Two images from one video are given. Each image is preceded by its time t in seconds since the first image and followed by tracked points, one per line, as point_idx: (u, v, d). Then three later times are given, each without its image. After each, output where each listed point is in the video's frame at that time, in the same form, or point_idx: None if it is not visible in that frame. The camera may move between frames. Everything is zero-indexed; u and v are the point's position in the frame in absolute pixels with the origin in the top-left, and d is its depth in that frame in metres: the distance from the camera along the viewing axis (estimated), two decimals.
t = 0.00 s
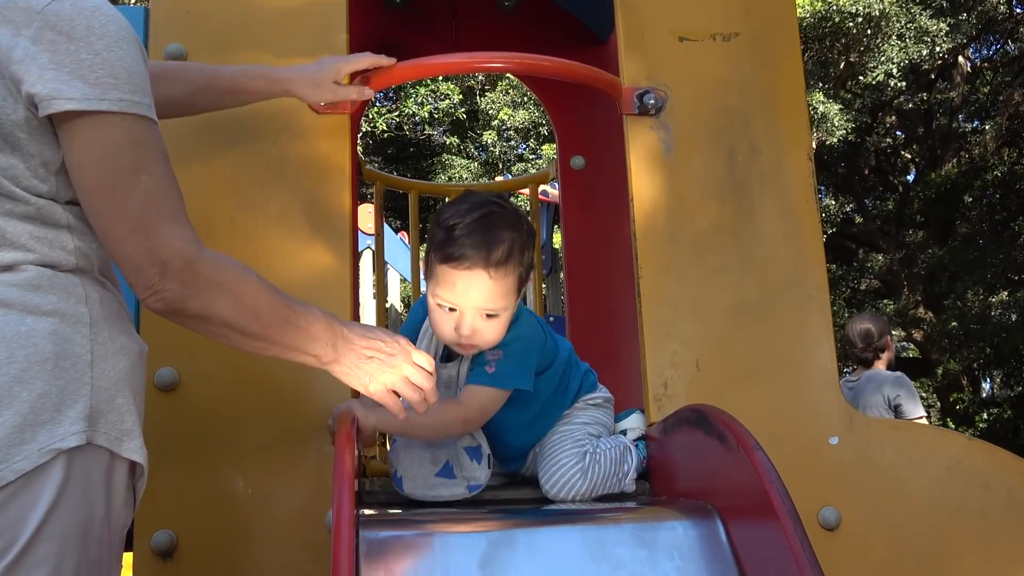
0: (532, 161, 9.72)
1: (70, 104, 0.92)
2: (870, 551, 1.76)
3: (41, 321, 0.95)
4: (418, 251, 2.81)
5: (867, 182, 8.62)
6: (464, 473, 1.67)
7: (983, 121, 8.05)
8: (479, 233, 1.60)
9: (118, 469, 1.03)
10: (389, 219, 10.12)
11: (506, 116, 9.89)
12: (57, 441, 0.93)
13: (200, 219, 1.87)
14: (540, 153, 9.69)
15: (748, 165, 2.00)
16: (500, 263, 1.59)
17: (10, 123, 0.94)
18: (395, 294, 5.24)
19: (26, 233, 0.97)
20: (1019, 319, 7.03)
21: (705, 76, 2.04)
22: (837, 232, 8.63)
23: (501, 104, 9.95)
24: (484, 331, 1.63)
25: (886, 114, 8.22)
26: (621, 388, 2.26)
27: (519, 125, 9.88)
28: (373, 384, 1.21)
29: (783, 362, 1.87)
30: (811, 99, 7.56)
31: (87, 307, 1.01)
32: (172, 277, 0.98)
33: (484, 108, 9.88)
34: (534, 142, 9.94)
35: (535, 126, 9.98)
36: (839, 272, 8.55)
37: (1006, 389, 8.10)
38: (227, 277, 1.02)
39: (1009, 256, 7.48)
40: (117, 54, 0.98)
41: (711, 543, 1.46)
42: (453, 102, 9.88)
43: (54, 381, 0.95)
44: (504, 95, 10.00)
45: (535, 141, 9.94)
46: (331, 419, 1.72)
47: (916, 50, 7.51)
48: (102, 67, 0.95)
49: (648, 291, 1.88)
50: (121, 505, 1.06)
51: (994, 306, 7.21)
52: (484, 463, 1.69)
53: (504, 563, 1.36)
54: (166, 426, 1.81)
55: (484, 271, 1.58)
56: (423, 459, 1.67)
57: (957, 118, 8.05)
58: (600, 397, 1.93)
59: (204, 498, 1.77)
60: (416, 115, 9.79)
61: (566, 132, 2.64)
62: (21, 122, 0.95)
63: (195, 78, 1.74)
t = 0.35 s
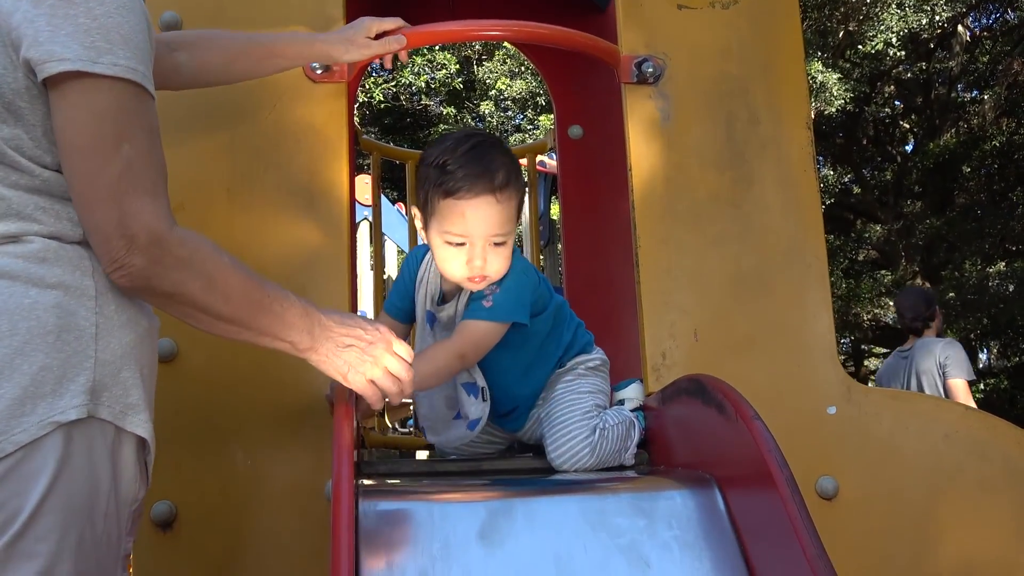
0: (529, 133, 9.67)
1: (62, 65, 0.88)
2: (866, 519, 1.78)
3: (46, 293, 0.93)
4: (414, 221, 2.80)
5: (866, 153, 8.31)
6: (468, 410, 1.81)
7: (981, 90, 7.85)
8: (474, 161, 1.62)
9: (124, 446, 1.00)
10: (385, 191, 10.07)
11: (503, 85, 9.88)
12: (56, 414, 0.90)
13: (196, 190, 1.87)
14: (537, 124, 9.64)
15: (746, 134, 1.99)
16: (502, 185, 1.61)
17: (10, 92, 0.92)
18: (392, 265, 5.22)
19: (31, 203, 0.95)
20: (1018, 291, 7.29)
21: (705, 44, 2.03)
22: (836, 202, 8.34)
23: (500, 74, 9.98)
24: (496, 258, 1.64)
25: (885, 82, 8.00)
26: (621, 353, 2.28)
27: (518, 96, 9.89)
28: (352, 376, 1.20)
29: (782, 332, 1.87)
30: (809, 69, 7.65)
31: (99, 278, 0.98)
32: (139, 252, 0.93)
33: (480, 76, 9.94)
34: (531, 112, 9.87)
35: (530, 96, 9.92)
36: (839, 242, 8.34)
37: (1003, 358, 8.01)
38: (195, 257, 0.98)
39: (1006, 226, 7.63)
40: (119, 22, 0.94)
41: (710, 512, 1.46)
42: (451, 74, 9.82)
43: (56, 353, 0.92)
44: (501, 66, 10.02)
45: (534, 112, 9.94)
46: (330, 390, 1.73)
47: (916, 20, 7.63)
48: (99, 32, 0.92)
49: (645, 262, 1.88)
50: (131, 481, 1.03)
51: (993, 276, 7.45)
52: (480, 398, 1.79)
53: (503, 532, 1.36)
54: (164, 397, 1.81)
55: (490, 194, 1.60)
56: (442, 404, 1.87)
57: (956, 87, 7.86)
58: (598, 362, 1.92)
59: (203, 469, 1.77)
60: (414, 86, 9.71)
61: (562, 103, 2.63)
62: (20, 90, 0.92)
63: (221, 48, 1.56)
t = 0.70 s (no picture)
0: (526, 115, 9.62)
1: (62, 38, 0.89)
2: (864, 499, 1.78)
3: (31, 275, 0.93)
4: (413, 204, 2.79)
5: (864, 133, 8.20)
6: (534, 373, 1.81)
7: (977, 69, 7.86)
8: (501, 106, 1.64)
9: (113, 430, 0.99)
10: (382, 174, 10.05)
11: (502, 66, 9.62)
12: (36, 397, 0.90)
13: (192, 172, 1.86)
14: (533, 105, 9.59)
15: (746, 114, 1.98)
16: (532, 125, 1.63)
17: (9, 68, 0.92)
18: (391, 248, 5.19)
19: (26, 182, 0.95)
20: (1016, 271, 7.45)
21: (704, 22, 2.01)
22: (834, 183, 8.21)
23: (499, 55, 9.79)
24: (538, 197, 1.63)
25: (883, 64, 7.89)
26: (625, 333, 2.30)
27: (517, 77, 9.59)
28: (365, 343, 1.19)
29: (782, 313, 1.87)
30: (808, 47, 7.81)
31: (87, 258, 0.97)
32: (144, 228, 0.93)
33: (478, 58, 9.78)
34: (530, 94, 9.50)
35: (529, 76, 9.65)
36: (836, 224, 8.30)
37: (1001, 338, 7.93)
38: (201, 232, 0.98)
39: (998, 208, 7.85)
40: None
41: (709, 494, 1.47)
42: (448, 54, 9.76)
43: (40, 336, 0.92)
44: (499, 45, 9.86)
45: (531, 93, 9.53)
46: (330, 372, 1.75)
47: None
48: (99, 7, 0.92)
49: (645, 243, 1.87)
50: (125, 464, 1.02)
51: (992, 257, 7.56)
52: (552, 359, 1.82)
53: (503, 516, 1.36)
54: (164, 381, 1.80)
55: (525, 132, 1.61)
56: (490, 368, 1.84)
57: (953, 67, 7.81)
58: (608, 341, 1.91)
59: (203, 452, 1.77)
60: (411, 68, 9.76)
61: (562, 83, 2.62)
62: (20, 65, 0.93)
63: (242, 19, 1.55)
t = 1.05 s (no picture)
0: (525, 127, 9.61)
1: (26, 69, 0.93)
2: (861, 515, 1.78)
3: (19, 296, 0.96)
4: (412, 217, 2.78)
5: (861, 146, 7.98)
6: (532, 389, 1.78)
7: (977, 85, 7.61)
8: (505, 130, 1.61)
9: (104, 441, 1.02)
10: (382, 185, 10.06)
11: (501, 80, 9.45)
12: (26, 413, 0.93)
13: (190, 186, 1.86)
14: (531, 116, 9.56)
15: (743, 129, 1.98)
16: (536, 147, 1.60)
17: None
18: (389, 259, 5.17)
19: (7, 208, 0.99)
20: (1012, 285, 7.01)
21: (701, 38, 2.02)
22: (831, 196, 8.00)
23: (497, 69, 9.61)
24: (541, 220, 1.60)
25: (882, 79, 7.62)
26: (626, 343, 2.31)
27: (512, 89, 9.36)
28: (359, 354, 1.23)
29: (780, 328, 1.87)
30: (806, 63, 7.29)
31: (73, 279, 1.00)
32: (126, 245, 0.97)
33: (478, 71, 9.63)
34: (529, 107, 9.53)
35: (527, 90, 9.48)
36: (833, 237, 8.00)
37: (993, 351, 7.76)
38: (183, 248, 1.02)
39: (1001, 222, 7.45)
40: (84, 24, 0.98)
41: (706, 509, 1.46)
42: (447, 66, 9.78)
43: (29, 354, 0.95)
44: (499, 59, 9.66)
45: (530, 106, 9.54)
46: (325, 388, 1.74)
47: (912, 12, 7.11)
48: (62, 35, 0.96)
49: (642, 258, 1.87)
50: (119, 476, 1.05)
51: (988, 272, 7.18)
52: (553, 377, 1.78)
53: (500, 530, 1.36)
54: (158, 394, 1.79)
55: (528, 156, 1.58)
56: (491, 387, 1.81)
57: (950, 82, 7.54)
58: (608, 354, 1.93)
59: (199, 466, 1.76)
60: (410, 80, 9.82)
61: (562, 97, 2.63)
62: None
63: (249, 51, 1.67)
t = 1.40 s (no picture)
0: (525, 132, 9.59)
1: (24, 73, 0.96)
2: (857, 520, 1.79)
3: (19, 300, 0.99)
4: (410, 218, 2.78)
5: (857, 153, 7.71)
6: (545, 392, 1.77)
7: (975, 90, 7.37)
8: (510, 133, 1.61)
9: (109, 437, 1.03)
10: (381, 187, 10.06)
11: (501, 82, 9.49)
12: (26, 412, 0.96)
13: (189, 189, 1.88)
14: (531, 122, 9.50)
15: (741, 134, 1.99)
16: (539, 152, 1.60)
17: None
18: (389, 262, 5.17)
19: (8, 212, 1.01)
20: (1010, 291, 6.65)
21: (700, 43, 2.03)
22: (829, 201, 7.64)
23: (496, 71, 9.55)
24: (545, 224, 1.60)
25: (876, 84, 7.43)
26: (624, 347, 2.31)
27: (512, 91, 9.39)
28: (346, 360, 1.21)
29: (777, 333, 1.88)
30: (805, 68, 6.93)
31: (69, 281, 1.03)
32: (122, 245, 1.00)
33: (476, 73, 9.58)
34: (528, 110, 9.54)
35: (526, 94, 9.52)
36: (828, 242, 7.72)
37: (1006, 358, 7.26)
38: (176, 249, 1.03)
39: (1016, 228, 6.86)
40: (82, 30, 1.01)
41: (702, 514, 1.46)
42: (446, 70, 9.78)
43: (29, 355, 0.98)
44: (499, 61, 9.62)
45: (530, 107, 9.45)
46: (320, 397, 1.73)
47: (910, 18, 7.02)
48: (60, 41, 0.99)
49: (640, 261, 1.87)
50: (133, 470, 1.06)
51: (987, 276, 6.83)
52: (564, 380, 1.78)
53: (495, 533, 1.36)
54: (156, 397, 1.80)
55: (530, 160, 1.58)
56: (500, 386, 1.79)
57: (950, 86, 7.32)
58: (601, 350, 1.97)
59: (196, 468, 1.76)
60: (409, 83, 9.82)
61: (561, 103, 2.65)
62: None
63: (250, 62, 1.68)
